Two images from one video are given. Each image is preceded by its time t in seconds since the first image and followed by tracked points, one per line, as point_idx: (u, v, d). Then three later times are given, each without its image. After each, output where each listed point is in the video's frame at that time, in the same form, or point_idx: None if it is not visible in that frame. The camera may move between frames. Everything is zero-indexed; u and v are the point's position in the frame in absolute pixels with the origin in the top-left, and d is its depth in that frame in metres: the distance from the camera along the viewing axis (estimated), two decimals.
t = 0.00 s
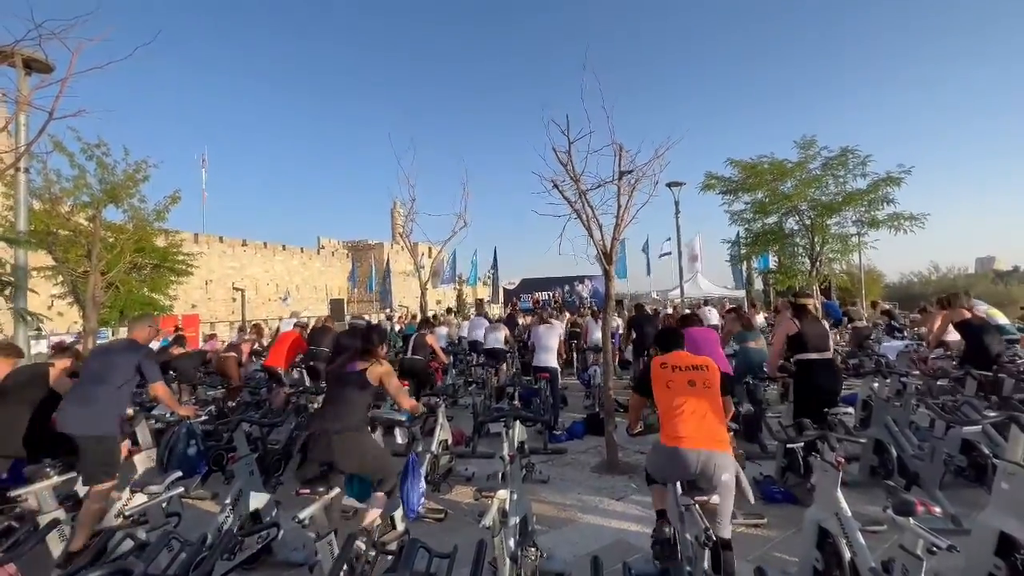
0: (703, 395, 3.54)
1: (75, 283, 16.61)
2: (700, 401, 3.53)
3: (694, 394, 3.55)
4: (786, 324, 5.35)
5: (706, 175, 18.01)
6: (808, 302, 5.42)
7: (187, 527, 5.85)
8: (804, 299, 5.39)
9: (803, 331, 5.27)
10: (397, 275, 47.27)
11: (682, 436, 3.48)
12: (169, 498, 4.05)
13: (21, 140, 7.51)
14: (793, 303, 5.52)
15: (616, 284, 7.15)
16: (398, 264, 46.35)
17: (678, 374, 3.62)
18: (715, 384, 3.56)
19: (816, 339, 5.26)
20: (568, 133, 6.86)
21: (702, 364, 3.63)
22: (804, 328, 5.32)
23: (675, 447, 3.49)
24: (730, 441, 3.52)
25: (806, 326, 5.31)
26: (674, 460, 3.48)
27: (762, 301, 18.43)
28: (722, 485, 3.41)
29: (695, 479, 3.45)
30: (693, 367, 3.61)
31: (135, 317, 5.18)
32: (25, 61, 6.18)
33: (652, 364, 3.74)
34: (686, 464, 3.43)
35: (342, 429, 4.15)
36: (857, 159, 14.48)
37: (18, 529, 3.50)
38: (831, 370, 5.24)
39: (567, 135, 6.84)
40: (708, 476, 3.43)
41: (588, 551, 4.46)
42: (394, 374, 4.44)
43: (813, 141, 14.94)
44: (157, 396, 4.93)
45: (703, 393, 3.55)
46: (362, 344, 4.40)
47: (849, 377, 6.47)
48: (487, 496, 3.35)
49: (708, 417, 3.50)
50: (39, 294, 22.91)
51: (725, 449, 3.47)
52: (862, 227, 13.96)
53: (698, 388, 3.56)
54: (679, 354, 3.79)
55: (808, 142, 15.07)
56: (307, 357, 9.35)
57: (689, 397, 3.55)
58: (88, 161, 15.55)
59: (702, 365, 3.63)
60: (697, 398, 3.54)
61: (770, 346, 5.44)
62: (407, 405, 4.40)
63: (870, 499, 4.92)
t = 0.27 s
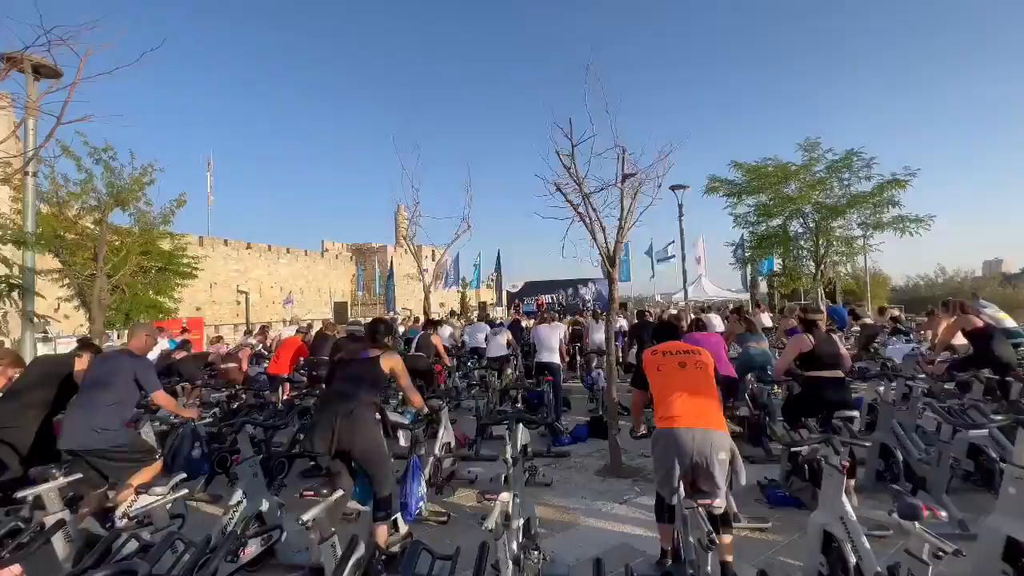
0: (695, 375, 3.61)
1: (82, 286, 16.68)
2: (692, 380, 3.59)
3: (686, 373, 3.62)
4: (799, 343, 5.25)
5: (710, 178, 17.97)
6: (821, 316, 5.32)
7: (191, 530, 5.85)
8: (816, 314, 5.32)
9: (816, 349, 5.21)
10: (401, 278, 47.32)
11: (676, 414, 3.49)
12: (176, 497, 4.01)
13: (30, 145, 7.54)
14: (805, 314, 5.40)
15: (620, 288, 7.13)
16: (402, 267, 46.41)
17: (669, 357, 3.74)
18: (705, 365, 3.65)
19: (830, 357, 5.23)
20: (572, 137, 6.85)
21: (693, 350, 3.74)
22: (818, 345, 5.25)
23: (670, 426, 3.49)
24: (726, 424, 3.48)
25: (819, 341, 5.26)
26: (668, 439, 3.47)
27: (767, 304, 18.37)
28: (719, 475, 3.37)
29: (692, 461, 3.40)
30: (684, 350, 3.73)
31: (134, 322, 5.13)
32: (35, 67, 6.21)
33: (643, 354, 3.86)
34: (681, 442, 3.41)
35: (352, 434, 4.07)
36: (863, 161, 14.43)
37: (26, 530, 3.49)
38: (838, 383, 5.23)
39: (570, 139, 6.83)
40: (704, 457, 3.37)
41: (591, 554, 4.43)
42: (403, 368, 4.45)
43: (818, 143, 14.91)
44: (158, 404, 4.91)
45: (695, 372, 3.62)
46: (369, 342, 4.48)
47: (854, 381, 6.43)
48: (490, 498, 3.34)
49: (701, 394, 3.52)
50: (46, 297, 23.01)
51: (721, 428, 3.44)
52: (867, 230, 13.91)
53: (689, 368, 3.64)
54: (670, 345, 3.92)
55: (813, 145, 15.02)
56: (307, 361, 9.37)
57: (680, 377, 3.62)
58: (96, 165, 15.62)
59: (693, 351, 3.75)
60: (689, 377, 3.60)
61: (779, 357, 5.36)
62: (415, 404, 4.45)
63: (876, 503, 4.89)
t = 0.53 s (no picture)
0: (694, 402, 3.51)
1: (90, 287, 16.78)
2: (690, 408, 3.50)
3: (684, 401, 3.52)
4: (795, 335, 5.30)
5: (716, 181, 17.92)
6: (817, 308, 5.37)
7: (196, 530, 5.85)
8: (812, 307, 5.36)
9: (812, 339, 5.20)
10: (406, 280, 47.37)
11: (674, 443, 3.46)
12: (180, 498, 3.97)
13: (42, 147, 7.60)
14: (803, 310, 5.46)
15: (625, 291, 7.11)
16: (407, 269, 46.48)
17: (668, 380, 3.59)
18: (705, 391, 3.52)
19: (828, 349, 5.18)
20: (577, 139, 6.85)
21: (692, 371, 3.59)
22: (814, 336, 5.25)
23: (668, 456, 3.47)
24: (724, 447, 3.52)
25: (816, 334, 5.25)
26: (667, 468, 3.48)
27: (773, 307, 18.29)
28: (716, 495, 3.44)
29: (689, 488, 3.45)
30: (682, 374, 3.58)
31: (150, 320, 5.30)
32: (48, 71, 6.25)
33: (644, 370, 3.70)
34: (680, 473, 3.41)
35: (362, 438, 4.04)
36: (870, 164, 14.36)
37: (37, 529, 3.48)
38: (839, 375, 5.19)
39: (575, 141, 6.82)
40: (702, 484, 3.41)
41: (596, 558, 4.41)
42: (408, 376, 4.45)
43: (824, 146, 14.84)
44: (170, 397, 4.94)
45: (693, 400, 3.51)
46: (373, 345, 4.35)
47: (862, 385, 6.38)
48: (494, 500, 3.33)
49: (700, 424, 3.48)
50: (55, 298, 23.18)
51: (718, 455, 3.46)
52: (874, 233, 13.83)
53: (687, 395, 3.53)
54: (672, 358, 3.75)
55: (819, 147, 14.95)
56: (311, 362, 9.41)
57: (678, 405, 3.52)
58: (105, 167, 15.72)
59: (691, 372, 3.59)
60: (688, 405, 3.51)
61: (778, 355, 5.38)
62: (417, 410, 4.41)
63: (884, 509, 4.85)
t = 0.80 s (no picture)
0: (706, 380, 3.53)
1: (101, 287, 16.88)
2: (703, 386, 3.52)
3: (698, 380, 3.55)
4: (802, 347, 5.25)
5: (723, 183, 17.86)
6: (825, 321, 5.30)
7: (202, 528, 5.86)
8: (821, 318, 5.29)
9: (818, 353, 5.16)
10: (412, 280, 47.44)
11: (687, 420, 3.44)
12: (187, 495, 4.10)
13: (55, 149, 7.65)
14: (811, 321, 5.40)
15: (631, 293, 7.08)
16: (413, 270, 46.55)
17: (680, 363, 3.64)
18: (717, 372, 3.57)
19: (833, 361, 5.15)
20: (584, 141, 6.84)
21: (705, 355, 3.66)
22: (821, 349, 5.21)
23: (680, 432, 3.43)
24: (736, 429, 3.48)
25: (823, 347, 5.21)
26: (678, 445, 3.43)
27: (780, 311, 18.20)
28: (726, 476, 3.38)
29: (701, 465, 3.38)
30: (695, 356, 3.64)
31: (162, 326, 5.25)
32: (62, 73, 6.29)
33: (655, 357, 3.77)
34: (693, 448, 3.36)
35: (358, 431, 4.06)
36: (879, 167, 14.27)
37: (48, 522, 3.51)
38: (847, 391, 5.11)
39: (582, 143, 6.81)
40: (714, 461, 3.37)
41: (600, 560, 4.38)
42: (409, 376, 4.44)
43: (833, 148, 14.77)
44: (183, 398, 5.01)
45: (706, 379, 3.54)
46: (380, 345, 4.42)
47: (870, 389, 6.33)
48: (500, 501, 3.32)
49: (712, 401, 3.47)
50: (66, 297, 23.34)
51: (731, 433, 3.42)
52: (883, 236, 13.74)
53: (701, 375, 3.56)
54: (681, 348, 3.83)
55: (827, 149, 14.87)
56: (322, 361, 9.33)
57: (691, 384, 3.54)
58: (116, 168, 15.83)
59: (704, 357, 3.66)
60: (700, 383, 3.52)
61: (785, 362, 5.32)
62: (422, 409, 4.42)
63: (893, 515, 4.80)
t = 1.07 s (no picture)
0: (719, 405, 3.44)
1: (111, 284, 16.97)
2: (717, 411, 3.42)
3: (712, 404, 3.45)
4: (816, 344, 5.16)
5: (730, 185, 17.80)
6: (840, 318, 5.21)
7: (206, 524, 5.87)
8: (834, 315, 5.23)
9: (833, 351, 5.11)
10: (418, 280, 47.50)
11: (699, 447, 3.37)
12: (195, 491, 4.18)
13: (67, 147, 7.69)
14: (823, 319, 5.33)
15: (637, 294, 7.05)
16: (419, 269, 46.64)
17: (695, 384, 3.54)
18: (732, 396, 3.46)
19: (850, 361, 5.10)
20: (591, 141, 6.81)
21: (719, 375, 3.54)
22: (835, 346, 5.15)
23: (692, 458, 3.38)
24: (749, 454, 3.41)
25: (838, 346, 5.14)
26: (690, 471, 3.38)
27: (788, 313, 18.12)
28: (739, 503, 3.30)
29: (713, 492, 3.33)
30: (709, 378, 3.52)
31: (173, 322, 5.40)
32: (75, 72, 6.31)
33: (669, 374, 3.66)
34: (704, 476, 3.31)
35: (370, 426, 4.09)
36: (889, 169, 14.19)
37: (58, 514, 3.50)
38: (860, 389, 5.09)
39: (589, 144, 6.79)
40: (726, 489, 3.31)
41: (604, 561, 4.35)
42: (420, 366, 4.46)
43: (842, 150, 14.69)
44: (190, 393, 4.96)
45: (720, 404, 3.44)
46: (389, 340, 4.41)
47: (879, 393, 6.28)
48: (504, 500, 3.31)
49: (725, 427, 3.39)
50: (77, 294, 23.49)
51: (744, 461, 3.34)
52: (893, 238, 13.66)
53: (716, 399, 3.46)
54: (696, 363, 3.71)
55: (837, 151, 14.80)
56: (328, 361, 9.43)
57: (705, 408, 3.45)
58: (128, 167, 15.93)
59: (718, 377, 3.54)
60: (714, 409, 3.43)
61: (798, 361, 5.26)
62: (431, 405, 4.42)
63: (901, 520, 4.76)
